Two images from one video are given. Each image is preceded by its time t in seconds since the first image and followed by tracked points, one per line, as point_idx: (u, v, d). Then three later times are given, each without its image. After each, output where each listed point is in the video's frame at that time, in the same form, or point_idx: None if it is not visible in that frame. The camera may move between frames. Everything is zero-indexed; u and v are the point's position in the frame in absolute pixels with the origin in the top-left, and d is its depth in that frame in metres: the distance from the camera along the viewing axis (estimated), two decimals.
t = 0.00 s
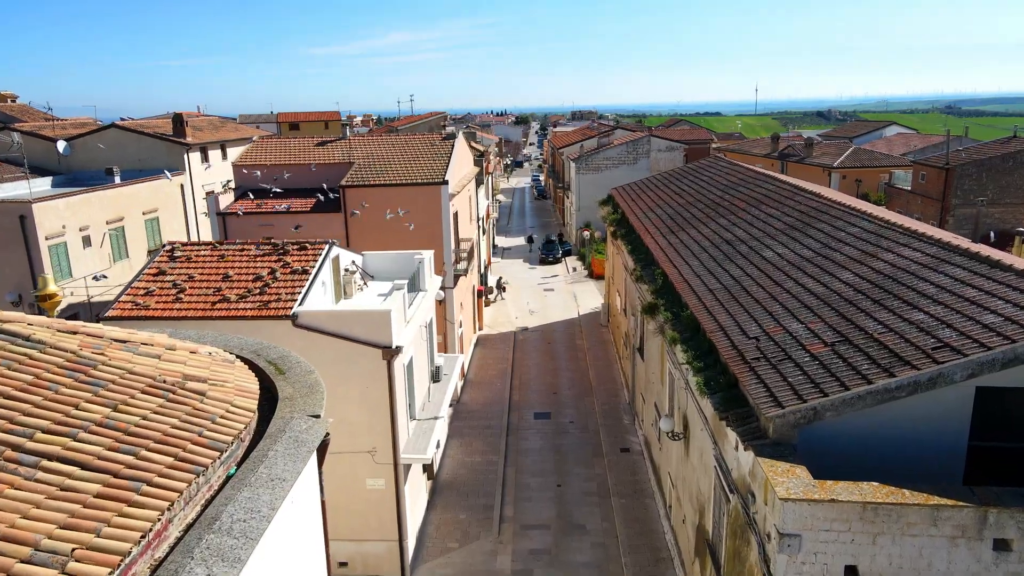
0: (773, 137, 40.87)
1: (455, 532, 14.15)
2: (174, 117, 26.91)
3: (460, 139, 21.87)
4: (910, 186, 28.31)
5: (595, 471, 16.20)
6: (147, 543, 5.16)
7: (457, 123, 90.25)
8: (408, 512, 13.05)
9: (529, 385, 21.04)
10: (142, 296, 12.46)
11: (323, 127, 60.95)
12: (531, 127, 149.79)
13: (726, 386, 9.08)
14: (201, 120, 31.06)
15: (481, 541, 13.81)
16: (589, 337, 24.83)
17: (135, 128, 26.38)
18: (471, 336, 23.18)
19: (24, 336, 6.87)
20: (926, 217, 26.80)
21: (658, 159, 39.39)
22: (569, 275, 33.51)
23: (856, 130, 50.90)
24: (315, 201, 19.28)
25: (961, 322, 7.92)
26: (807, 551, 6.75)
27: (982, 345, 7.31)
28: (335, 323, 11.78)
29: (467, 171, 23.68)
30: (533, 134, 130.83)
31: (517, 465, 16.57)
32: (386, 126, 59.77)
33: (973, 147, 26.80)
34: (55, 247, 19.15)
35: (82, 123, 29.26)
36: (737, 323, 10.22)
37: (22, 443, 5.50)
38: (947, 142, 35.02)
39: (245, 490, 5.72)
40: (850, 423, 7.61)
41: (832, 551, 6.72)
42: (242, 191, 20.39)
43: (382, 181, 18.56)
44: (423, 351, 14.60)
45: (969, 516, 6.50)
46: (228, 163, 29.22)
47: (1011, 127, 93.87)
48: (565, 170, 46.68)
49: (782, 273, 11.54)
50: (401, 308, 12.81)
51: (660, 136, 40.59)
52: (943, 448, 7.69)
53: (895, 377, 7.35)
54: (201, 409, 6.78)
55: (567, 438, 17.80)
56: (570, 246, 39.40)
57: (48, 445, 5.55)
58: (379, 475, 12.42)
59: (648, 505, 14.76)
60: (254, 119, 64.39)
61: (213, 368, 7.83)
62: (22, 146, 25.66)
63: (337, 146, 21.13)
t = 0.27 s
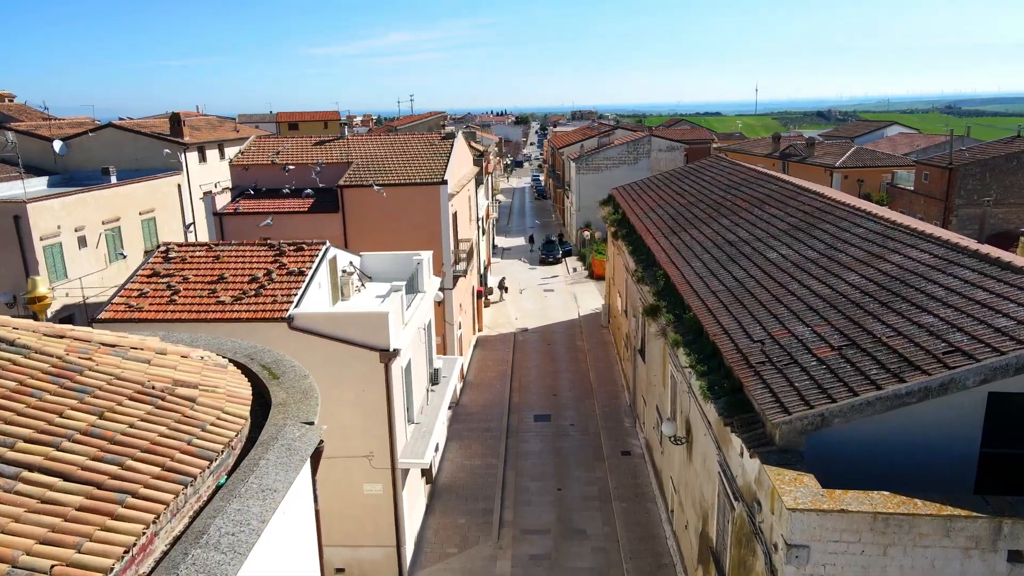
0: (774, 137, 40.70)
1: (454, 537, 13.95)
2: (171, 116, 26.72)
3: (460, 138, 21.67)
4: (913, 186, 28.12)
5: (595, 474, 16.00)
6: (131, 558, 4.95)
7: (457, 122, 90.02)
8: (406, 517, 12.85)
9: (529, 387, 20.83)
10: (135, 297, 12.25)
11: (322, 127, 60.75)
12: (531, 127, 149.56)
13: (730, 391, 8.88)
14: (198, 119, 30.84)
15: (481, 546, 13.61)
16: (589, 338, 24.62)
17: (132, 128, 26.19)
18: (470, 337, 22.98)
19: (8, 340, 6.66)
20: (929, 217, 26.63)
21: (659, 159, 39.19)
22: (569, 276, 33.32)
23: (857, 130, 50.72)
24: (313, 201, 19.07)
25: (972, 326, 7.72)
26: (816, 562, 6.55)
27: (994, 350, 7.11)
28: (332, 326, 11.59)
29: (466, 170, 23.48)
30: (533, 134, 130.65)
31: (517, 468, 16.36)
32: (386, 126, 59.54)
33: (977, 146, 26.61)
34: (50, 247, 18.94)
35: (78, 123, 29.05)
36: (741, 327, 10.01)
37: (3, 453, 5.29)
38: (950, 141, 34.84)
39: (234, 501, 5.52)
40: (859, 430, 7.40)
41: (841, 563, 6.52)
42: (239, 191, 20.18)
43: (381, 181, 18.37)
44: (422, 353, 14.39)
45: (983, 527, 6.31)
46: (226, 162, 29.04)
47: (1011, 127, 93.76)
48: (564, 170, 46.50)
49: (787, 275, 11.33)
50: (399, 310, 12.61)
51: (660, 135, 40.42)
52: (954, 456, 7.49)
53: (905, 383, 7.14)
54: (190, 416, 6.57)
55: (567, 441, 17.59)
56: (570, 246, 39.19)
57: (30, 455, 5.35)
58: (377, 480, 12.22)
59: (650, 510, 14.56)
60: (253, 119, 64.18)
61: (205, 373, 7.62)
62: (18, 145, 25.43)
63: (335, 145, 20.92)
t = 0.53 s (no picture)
0: (776, 137, 40.37)
1: (452, 547, 13.62)
2: (166, 116, 26.43)
3: (458, 138, 21.35)
4: (918, 187, 27.83)
5: (596, 481, 15.68)
6: None
7: (457, 122, 89.72)
8: (403, 528, 12.52)
9: (529, 391, 20.50)
10: (124, 302, 11.93)
11: (321, 127, 60.47)
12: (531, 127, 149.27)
13: (738, 401, 8.54)
14: (194, 119, 30.50)
15: (480, 557, 13.28)
16: (590, 341, 24.30)
17: (126, 128, 25.92)
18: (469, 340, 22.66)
19: None
20: (934, 218, 26.31)
21: (660, 159, 38.95)
22: (569, 277, 32.99)
23: (859, 130, 50.42)
24: (309, 202, 18.74)
25: (991, 335, 7.40)
26: None
27: (1015, 361, 6.78)
28: (326, 332, 11.26)
29: (465, 171, 23.15)
30: (533, 134, 130.33)
31: (517, 475, 16.03)
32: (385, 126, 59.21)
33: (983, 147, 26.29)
34: (42, 250, 18.60)
35: (73, 123, 28.73)
36: (748, 333, 9.68)
37: None
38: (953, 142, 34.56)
39: (215, 526, 5.19)
40: (874, 444, 7.08)
41: None
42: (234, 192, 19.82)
43: (378, 182, 18.05)
44: (419, 358, 14.06)
45: (1007, 550, 5.99)
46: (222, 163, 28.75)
47: (1013, 126, 93.45)
48: (565, 170, 46.18)
49: (794, 279, 11.01)
50: (396, 315, 12.29)
51: (661, 135, 40.10)
52: (972, 472, 7.18)
53: (922, 395, 6.81)
54: (173, 431, 6.24)
55: (568, 447, 17.26)
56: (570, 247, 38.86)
57: None
58: (373, 490, 11.91)
59: (652, 519, 14.24)
60: (252, 119, 63.88)
61: (191, 385, 7.29)
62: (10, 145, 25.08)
63: (332, 146, 20.60)
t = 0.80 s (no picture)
0: (779, 137, 39.93)
1: (450, 562, 13.16)
2: (159, 116, 26.03)
3: (457, 139, 20.89)
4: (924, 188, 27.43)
5: (598, 492, 15.22)
6: None
7: (456, 123, 89.32)
8: (399, 544, 12.06)
9: (529, 397, 20.04)
10: (107, 310, 11.47)
11: (320, 128, 60.08)
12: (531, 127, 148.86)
13: (749, 418, 8.08)
14: (188, 119, 30.03)
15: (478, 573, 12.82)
16: (591, 345, 23.85)
17: (119, 128, 25.55)
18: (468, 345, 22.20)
19: None
20: (941, 220, 25.87)
21: (661, 160, 38.56)
22: (570, 280, 32.54)
23: (862, 131, 50.02)
24: (304, 204, 18.28)
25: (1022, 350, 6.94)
26: None
27: None
28: (317, 341, 10.81)
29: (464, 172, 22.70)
30: (533, 134, 129.91)
31: (516, 486, 15.57)
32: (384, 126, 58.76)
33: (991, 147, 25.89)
34: (29, 253, 18.13)
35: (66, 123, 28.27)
36: (758, 345, 9.22)
37: None
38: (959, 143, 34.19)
39: (185, 568, 4.73)
40: (897, 467, 6.61)
41: None
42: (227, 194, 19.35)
43: (374, 184, 17.59)
44: (416, 367, 13.60)
45: None
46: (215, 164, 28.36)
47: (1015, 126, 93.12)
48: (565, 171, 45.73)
49: (805, 286, 10.54)
50: (391, 323, 11.84)
51: (663, 136, 39.66)
52: (1002, 497, 6.72)
53: (951, 417, 6.35)
54: (145, 457, 5.77)
55: (569, 456, 16.79)
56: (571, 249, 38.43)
57: None
58: (367, 506, 11.45)
59: (656, 532, 13.78)
60: (249, 119, 63.40)
61: (168, 403, 6.83)
62: None
63: (327, 147, 20.15)
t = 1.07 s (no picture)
0: (783, 137, 39.35)
1: None
2: (150, 117, 25.55)
3: (455, 140, 20.30)
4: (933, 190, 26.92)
5: (601, 508, 14.65)
6: None
7: (456, 122, 88.78)
8: (392, 566, 11.48)
9: (528, 407, 19.46)
10: (84, 321, 10.87)
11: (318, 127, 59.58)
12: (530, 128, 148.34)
13: (767, 442, 7.50)
14: (181, 120, 29.45)
15: None
16: (593, 352, 23.28)
17: (109, 129, 25.10)
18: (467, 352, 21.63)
19: None
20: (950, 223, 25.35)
21: (663, 161, 37.96)
22: (571, 283, 31.97)
23: (865, 131, 49.53)
24: (296, 208, 17.70)
25: None
26: None
27: None
28: (305, 355, 10.24)
29: (463, 174, 22.14)
30: (533, 134, 129.33)
31: (516, 501, 14.99)
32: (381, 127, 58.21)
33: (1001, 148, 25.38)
34: (13, 258, 17.55)
35: (56, 123, 27.69)
36: (773, 361, 8.64)
37: None
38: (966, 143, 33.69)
39: None
40: (933, 501, 6.04)
41: None
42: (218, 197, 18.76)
43: (369, 187, 17.02)
44: (410, 378, 13.04)
45: None
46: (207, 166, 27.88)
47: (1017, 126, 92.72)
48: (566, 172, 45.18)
49: (821, 296, 9.97)
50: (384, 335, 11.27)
51: (665, 136, 39.10)
52: None
53: (992, 447, 5.78)
54: (101, 497, 5.18)
55: (570, 469, 16.22)
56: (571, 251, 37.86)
57: None
58: (358, 527, 10.87)
59: (662, 551, 13.20)
60: (246, 119, 62.80)
61: (134, 431, 6.24)
62: None
63: (321, 148, 19.57)
